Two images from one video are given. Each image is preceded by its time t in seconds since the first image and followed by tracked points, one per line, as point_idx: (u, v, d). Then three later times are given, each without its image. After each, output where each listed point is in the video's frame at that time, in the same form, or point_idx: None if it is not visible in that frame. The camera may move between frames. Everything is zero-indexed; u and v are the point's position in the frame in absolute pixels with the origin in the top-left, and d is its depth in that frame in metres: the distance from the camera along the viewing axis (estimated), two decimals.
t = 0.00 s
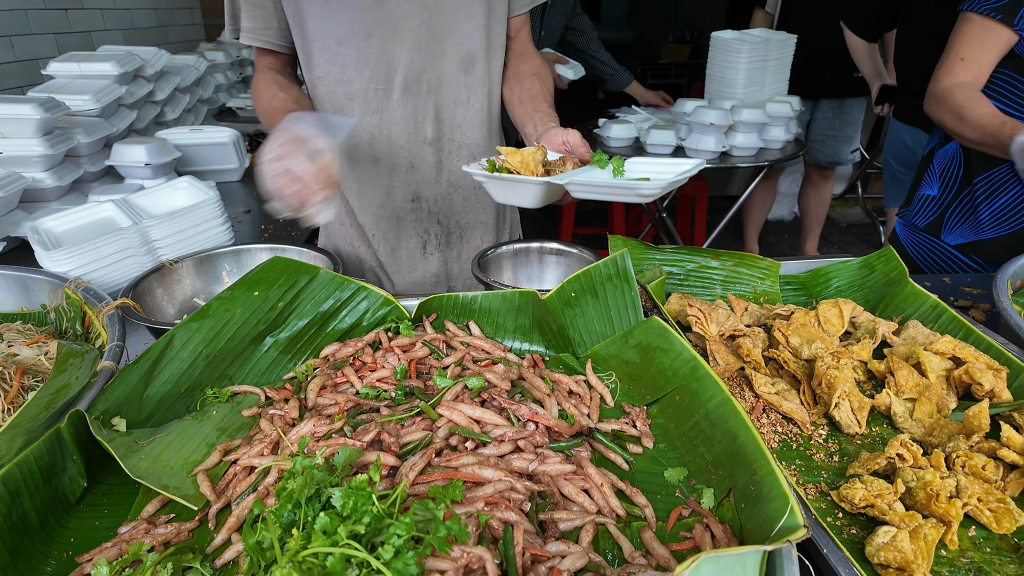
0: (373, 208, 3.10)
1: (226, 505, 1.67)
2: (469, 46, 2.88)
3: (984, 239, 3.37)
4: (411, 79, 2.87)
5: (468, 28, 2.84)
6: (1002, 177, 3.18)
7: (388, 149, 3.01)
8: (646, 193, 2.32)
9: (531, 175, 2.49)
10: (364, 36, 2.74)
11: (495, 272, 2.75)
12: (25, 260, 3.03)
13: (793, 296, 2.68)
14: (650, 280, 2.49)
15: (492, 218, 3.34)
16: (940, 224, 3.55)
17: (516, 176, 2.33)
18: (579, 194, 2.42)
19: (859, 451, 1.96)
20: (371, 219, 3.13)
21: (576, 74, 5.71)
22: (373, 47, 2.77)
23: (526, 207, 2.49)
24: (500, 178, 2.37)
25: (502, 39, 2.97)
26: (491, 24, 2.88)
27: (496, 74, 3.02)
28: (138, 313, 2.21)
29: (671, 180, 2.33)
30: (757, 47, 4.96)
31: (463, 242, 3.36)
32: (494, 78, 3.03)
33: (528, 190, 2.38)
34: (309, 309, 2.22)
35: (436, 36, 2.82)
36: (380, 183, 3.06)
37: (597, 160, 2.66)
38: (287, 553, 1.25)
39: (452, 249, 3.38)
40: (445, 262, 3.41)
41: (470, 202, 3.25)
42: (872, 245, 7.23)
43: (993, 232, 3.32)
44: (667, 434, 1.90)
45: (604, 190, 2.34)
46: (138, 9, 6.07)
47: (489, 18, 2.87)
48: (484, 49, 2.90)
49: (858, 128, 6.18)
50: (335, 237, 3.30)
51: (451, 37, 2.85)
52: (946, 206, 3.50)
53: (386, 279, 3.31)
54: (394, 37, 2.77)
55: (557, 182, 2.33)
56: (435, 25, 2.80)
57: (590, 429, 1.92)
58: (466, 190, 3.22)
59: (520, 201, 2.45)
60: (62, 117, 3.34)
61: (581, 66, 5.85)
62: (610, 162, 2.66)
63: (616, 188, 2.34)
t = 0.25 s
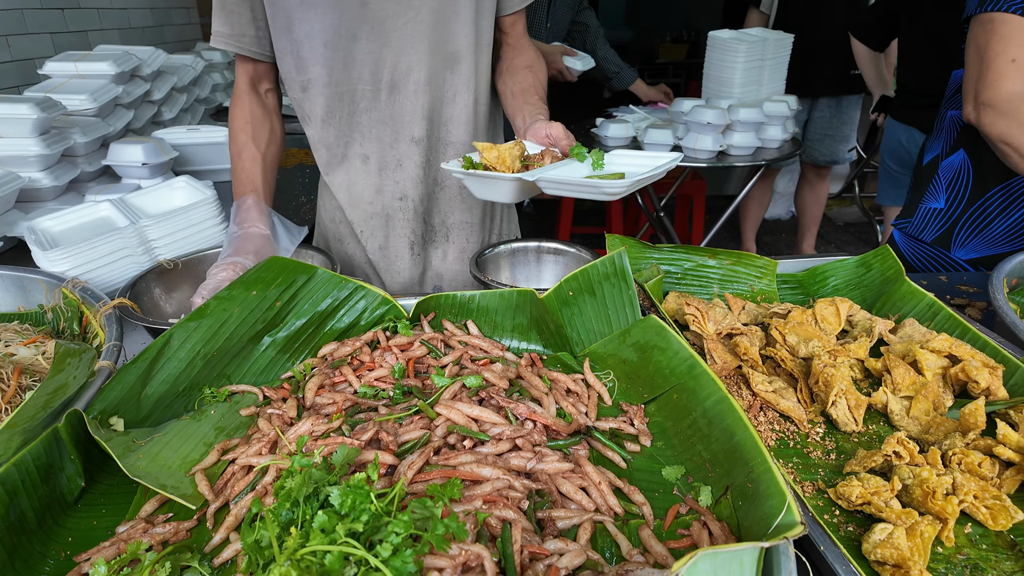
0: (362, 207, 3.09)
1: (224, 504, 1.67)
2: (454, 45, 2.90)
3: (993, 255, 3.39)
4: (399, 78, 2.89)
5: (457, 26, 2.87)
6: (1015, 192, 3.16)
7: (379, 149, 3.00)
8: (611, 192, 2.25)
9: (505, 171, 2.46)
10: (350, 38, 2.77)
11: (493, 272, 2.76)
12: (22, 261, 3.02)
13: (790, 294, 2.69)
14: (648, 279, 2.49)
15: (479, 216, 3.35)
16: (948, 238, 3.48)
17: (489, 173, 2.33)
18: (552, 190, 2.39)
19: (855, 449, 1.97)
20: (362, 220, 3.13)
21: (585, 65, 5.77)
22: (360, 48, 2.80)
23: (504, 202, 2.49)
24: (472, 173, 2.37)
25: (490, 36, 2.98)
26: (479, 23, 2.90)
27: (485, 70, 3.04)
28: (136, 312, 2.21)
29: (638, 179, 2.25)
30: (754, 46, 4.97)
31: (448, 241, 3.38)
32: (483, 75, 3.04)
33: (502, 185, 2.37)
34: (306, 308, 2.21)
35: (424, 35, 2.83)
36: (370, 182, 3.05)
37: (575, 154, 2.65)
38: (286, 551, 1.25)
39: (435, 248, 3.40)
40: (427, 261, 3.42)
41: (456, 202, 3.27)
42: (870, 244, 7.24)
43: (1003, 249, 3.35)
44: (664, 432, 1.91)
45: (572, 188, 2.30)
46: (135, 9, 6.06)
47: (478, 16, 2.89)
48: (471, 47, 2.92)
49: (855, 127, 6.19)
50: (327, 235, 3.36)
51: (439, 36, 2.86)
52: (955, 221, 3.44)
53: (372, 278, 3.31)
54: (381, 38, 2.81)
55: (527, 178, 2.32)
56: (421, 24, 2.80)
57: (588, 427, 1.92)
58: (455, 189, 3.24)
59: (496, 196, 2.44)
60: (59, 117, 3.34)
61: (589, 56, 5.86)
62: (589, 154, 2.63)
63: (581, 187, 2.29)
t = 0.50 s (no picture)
0: (361, 205, 3.11)
1: (224, 503, 1.67)
2: (450, 41, 2.89)
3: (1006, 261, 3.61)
4: (396, 74, 2.89)
5: (452, 22, 2.86)
6: None
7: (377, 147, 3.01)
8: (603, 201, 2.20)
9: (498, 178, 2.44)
10: (345, 35, 2.77)
11: (492, 271, 2.76)
12: (20, 260, 3.01)
13: (789, 293, 2.70)
14: (647, 277, 2.49)
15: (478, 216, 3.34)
16: (966, 252, 3.64)
17: (482, 180, 2.31)
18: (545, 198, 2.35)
19: (855, 447, 1.97)
20: (362, 219, 3.14)
21: (591, 58, 5.69)
22: (355, 46, 2.81)
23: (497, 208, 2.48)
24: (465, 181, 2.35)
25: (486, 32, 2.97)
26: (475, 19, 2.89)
27: (481, 67, 3.03)
28: (135, 312, 2.20)
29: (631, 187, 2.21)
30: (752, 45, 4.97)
31: (447, 239, 3.37)
32: (478, 72, 3.03)
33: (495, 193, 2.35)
34: (305, 307, 2.21)
35: (420, 31, 2.82)
36: (368, 180, 3.07)
37: (568, 158, 2.61)
38: (286, 550, 1.26)
39: (434, 246, 3.38)
40: (426, 259, 3.41)
41: (454, 199, 3.26)
42: (868, 243, 7.26)
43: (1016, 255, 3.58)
44: (664, 430, 1.91)
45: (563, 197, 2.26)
46: (133, 8, 6.05)
47: (473, 13, 2.90)
48: (467, 42, 2.91)
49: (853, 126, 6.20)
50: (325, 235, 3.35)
51: (435, 32, 2.86)
52: (972, 233, 3.57)
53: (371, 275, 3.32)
54: (376, 35, 2.81)
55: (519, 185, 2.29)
56: (417, 20, 2.79)
57: (588, 426, 1.92)
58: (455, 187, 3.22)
59: (491, 202, 2.43)
60: (56, 116, 3.33)
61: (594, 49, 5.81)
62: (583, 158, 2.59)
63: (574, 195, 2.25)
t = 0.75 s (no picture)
0: (370, 208, 3.11)
1: (224, 503, 1.67)
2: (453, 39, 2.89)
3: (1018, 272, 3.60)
4: (402, 74, 2.89)
5: (454, 21, 2.85)
6: None
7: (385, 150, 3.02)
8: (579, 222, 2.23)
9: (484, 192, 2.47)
10: (351, 37, 2.75)
11: (492, 271, 2.76)
12: (18, 260, 3.01)
13: (788, 293, 2.70)
14: (646, 277, 2.50)
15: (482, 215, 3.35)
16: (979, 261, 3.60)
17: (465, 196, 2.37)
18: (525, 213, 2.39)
19: (853, 446, 1.98)
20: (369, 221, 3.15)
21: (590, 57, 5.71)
22: (361, 47, 2.79)
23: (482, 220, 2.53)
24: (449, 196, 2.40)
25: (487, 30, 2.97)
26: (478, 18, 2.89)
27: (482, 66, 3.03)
28: (134, 312, 2.20)
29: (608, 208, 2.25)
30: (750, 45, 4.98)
31: (456, 238, 3.39)
32: (479, 71, 3.03)
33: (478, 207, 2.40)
34: (305, 307, 2.21)
35: (423, 31, 2.81)
36: (376, 183, 3.07)
37: (552, 168, 2.65)
38: (287, 550, 1.26)
39: (442, 246, 3.40)
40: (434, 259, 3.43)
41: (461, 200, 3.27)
42: (866, 242, 7.28)
43: None
44: (663, 430, 1.92)
45: (540, 214, 2.30)
46: (130, 7, 6.04)
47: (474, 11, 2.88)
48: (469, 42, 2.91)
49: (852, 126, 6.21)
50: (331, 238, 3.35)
51: (441, 31, 2.85)
52: (988, 244, 3.51)
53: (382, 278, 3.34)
54: (382, 35, 2.80)
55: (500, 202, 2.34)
56: (421, 20, 2.79)
57: (587, 425, 1.93)
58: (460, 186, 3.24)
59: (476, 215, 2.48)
60: (55, 116, 3.33)
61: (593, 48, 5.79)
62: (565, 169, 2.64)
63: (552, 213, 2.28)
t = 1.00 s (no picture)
0: (370, 210, 3.15)
1: (225, 503, 1.67)
2: (455, 39, 2.86)
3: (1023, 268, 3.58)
4: (400, 75, 2.90)
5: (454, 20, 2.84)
6: None
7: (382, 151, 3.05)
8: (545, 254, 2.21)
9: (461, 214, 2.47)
10: (348, 37, 2.75)
11: (492, 270, 2.76)
12: (18, 260, 3.01)
13: (788, 292, 2.71)
14: (647, 277, 2.50)
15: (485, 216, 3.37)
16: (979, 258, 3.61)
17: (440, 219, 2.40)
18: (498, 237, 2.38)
19: (853, 445, 1.98)
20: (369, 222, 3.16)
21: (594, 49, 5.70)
22: (358, 47, 2.79)
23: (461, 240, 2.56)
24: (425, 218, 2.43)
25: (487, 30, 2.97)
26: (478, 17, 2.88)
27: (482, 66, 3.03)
28: (134, 312, 2.20)
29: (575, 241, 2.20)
30: (749, 45, 4.98)
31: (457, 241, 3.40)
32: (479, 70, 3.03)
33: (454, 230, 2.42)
34: (305, 307, 2.22)
35: (422, 31, 2.81)
36: (376, 185, 3.14)
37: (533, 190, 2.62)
38: (288, 549, 1.26)
39: (444, 249, 3.41)
40: (438, 262, 3.45)
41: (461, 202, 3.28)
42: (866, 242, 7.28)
43: None
44: (663, 429, 1.92)
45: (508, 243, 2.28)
46: (129, 7, 6.03)
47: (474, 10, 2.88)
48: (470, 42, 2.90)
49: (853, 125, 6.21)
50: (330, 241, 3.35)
51: (439, 32, 2.85)
52: (990, 243, 3.51)
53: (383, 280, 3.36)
54: (380, 36, 2.80)
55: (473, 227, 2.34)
56: (420, 20, 2.79)
57: (588, 425, 1.93)
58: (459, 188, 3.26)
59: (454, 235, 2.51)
60: (54, 116, 3.32)
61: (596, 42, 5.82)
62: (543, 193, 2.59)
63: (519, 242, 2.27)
